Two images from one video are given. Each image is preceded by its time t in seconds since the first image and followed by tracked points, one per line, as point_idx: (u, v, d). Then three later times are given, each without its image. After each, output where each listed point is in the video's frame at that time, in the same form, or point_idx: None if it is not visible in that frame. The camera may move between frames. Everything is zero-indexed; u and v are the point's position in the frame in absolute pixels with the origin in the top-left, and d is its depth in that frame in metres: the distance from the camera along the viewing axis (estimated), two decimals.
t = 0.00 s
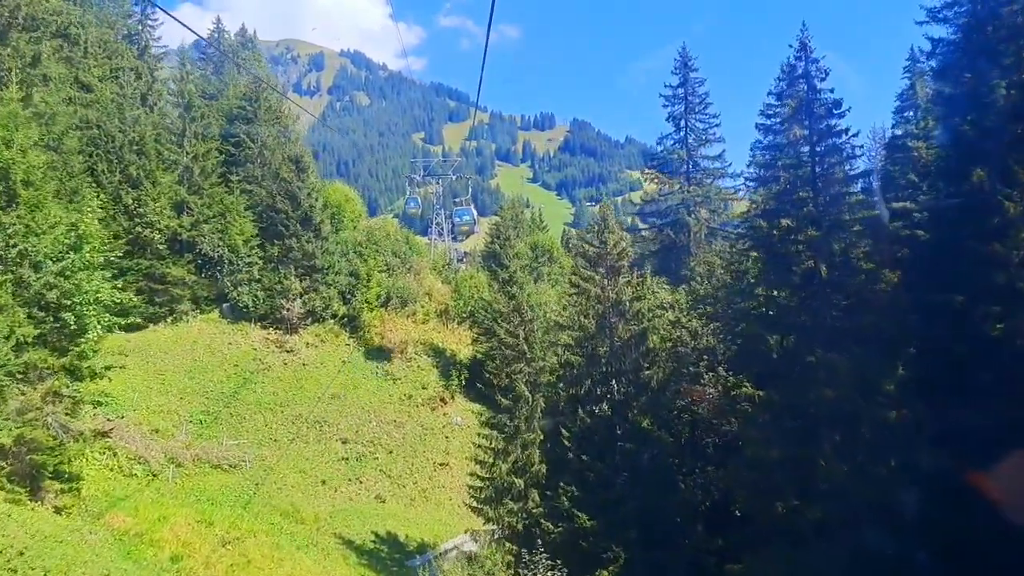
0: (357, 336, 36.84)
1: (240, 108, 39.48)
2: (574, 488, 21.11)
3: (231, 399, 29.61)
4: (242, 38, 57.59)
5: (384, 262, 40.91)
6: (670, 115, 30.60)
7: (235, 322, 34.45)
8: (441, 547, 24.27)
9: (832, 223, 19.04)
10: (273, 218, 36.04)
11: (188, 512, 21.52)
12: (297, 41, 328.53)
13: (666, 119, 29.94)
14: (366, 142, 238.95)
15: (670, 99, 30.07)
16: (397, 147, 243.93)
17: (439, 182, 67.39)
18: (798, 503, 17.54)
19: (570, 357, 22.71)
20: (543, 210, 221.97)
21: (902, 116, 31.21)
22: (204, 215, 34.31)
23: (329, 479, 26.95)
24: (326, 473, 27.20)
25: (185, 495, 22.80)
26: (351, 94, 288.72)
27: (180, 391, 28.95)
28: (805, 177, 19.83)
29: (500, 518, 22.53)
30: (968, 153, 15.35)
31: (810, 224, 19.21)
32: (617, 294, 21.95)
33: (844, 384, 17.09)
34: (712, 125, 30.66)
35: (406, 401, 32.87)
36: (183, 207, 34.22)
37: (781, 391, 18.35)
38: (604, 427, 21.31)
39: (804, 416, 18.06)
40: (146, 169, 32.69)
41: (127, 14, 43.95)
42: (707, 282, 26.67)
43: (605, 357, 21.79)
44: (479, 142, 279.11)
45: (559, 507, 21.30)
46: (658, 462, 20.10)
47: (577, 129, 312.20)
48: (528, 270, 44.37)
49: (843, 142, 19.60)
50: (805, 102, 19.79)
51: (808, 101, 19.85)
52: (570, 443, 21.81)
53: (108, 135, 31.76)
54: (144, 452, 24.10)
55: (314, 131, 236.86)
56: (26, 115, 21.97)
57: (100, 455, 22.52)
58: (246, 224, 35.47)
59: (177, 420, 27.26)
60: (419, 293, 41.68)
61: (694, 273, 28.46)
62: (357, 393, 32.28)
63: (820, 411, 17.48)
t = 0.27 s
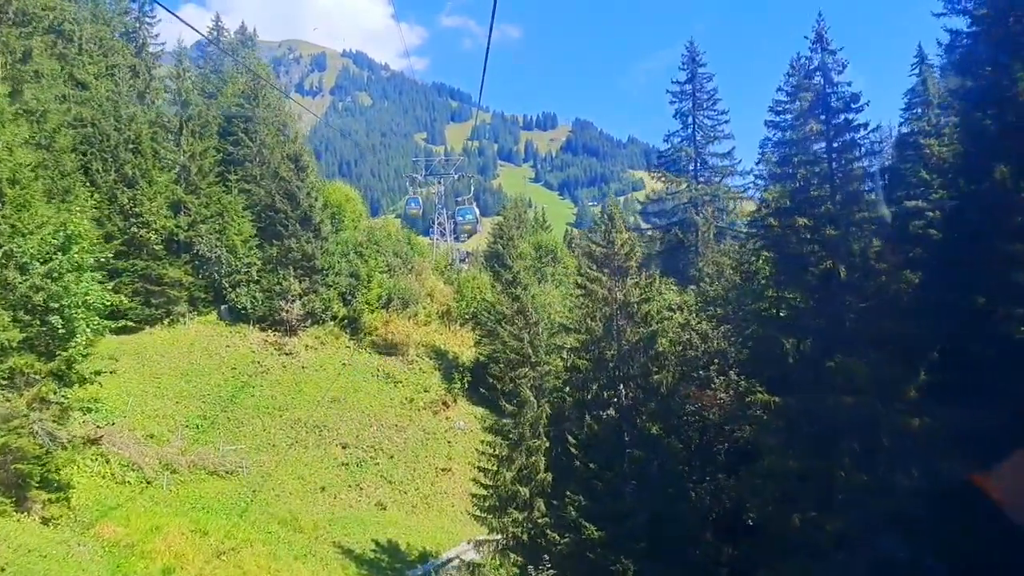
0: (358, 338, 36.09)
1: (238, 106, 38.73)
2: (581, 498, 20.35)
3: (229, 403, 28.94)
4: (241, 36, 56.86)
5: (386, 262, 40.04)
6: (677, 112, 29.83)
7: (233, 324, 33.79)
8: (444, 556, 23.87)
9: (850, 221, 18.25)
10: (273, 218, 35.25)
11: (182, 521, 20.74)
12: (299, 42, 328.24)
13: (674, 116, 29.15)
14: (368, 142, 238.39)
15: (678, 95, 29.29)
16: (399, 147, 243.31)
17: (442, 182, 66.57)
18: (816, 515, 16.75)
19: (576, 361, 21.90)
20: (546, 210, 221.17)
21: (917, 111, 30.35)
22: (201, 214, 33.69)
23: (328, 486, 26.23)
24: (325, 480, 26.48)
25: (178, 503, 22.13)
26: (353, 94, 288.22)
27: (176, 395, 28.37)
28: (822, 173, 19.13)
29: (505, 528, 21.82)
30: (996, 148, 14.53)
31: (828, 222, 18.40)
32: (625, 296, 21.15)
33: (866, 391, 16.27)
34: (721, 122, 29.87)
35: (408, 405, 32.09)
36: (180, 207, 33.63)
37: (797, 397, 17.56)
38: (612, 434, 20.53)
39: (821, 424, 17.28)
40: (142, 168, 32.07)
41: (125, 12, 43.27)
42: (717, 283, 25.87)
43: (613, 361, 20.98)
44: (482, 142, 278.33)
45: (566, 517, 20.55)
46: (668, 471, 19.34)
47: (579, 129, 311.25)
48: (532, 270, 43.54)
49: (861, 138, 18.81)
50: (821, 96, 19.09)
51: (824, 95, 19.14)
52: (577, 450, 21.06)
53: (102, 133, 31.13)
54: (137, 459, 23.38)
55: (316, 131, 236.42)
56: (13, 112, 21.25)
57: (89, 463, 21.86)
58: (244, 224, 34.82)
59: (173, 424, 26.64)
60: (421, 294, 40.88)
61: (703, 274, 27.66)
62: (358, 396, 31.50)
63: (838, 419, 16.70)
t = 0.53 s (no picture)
0: (358, 341, 35.33)
1: (235, 104, 38.00)
2: (588, 509, 19.56)
3: (225, 409, 28.26)
4: (240, 35, 56.15)
5: (386, 263, 39.09)
6: (684, 109, 29.03)
7: (230, 328, 33.14)
8: (445, 567, 23.11)
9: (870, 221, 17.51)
10: (271, 219, 34.52)
11: (175, 532, 19.99)
12: (301, 43, 328.01)
13: (681, 113, 28.37)
14: (370, 143, 237.81)
15: (685, 92, 28.49)
16: (401, 147, 242.64)
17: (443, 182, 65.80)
18: (835, 528, 15.95)
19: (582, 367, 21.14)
20: (548, 210, 220.36)
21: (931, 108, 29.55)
22: (198, 215, 33.11)
23: (326, 494, 25.49)
24: (324, 488, 25.75)
25: (172, 513, 21.45)
26: (355, 95, 287.82)
27: (172, 400, 27.77)
28: (840, 170, 18.54)
29: (509, 540, 21.01)
30: None
31: (848, 221, 17.66)
32: (633, 298, 20.36)
33: (888, 398, 15.48)
34: (729, 120, 29.08)
35: (409, 410, 31.31)
36: (176, 208, 33.11)
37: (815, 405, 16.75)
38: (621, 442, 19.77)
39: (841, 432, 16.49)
40: (137, 168, 31.48)
41: (121, 10, 42.61)
42: (727, 285, 25.06)
43: (621, 366, 20.20)
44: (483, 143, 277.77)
45: (572, 528, 19.77)
46: (679, 481, 18.53)
47: (581, 130, 310.43)
48: (535, 272, 42.74)
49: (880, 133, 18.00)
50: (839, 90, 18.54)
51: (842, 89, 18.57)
52: (584, 459, 20.28)
53: (96, 133, 30.52)
54: (129, 467, 22.70)
55: (317, 132, 236.09)
56: None
57: (80, 472, 21.22)
58: (242, 226, 34.23)
59: (167, 431, 26.02)
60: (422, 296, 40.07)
61: (711, 275, 26.85)
62: (358, 401, 30.75)
63: (859, 428, 15.90)
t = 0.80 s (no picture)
0: (357, 346, 34.54)
1: (232, 104, 37.33)
2: (595, 521, 18.78)
3: (221, 416, 27.58)
4: (239, 35, 55.56)
5: (386, 265, 37.98)
6: (690, 107, 28.19)
7: (227, 332, 32.52)
8: None
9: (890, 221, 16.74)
10: (269, 221, 33.76)
11: (168, 545, 19.26)
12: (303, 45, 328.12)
13: (687, 111, 27.56)
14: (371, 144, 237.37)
15: (692, 89, 27.66)
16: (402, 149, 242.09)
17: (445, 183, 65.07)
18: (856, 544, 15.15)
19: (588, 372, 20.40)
20: (551, 211, 219.45)
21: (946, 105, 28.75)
22: (194, 217, 32.61)
23: (325, 504, 24.72)
24: (323, 498, 24.99)
25: (165, 525, 20.75)
26: (356, 96, 287.57)
27: (167, 407, 27.16)
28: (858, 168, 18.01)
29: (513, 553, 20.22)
30: None
31: (867, 222, 16.90)
32: (642, 302, 19.60)
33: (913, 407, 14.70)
34: (737, 117, 28.20)
35: (409, 416, 30.54)
36: (172, 210, 32.57)
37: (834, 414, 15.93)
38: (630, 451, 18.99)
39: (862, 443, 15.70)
40: (132, 169, 30.90)
41: (117, 9, 42.03)
42: (737, 287, 24.27)
43: (629, 373, 19.44)
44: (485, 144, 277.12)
45: (579, 541, 18.98)
46: (691, 493, 17.73)
47: (583, 130, 309.62)
48: (539, 274, 41.93)
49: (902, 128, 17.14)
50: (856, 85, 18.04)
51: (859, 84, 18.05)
52: (591, 469, 19.50)
53: (90, 133, 29.90)
54: (122, 476, 22.01)
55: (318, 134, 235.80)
56: None
57: (70, 483, 20.60)
58: (239, 228, 33.65)
59: (161, 439, 25.38)
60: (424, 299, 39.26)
61: (721, 277, 26.04)
62: (358, 407, 29.99)
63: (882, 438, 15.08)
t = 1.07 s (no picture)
0: (357, 350, 33.77)
1: (229, 104, 36.68)
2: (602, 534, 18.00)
3: (217, 424, 26.93)
4: (239, 36, 55.04)
5: (387, 268, 37.34)
6: (697, 104, 27.31)
7: (224, 337, 31.93)
8: None
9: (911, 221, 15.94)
10: (267, 223, 33.17)
11: (159, 559, 18.57)
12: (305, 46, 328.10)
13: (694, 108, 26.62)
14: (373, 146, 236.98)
15: (699, 86, 26.77)
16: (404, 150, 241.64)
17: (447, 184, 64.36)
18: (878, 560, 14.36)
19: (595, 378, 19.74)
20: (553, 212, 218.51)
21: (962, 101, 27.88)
22: (190, 219, 32.36)
23: (325, 515, 23.93)
24: (323, 509, 24.18)
25: (157, 538, 20.10)
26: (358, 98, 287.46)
27: (162, 415, 26.55)
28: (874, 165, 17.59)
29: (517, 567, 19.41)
30: None
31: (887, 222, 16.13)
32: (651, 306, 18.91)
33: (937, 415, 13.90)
34: (746, 115, 27.30)
35: (410, 423, 29.73)
36: (168, 211, 32.27)
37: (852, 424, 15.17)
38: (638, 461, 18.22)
39: (883, 453, 14.91)
40: (127, 171, 30.35)
41: (115, 10, 41.53)
42: (748, 290, 23.48)
43: (637, 380, 18.76)
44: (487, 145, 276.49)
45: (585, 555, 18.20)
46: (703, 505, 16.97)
47: (585, 131, 308.72)
48: (543, 276, 41.21)
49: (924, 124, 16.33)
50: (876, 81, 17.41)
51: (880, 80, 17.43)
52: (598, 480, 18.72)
53: (83, 134, 29.30)
54: (114, 488, 21.46)
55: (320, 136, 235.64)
56: None
57: (59, 496, 20.01)
58: (236, 230, 33.11)
59: (155, 448, 24.76)
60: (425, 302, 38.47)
61: (730, 280, 25.27)
62: (357, 413, 29.27)
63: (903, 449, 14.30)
